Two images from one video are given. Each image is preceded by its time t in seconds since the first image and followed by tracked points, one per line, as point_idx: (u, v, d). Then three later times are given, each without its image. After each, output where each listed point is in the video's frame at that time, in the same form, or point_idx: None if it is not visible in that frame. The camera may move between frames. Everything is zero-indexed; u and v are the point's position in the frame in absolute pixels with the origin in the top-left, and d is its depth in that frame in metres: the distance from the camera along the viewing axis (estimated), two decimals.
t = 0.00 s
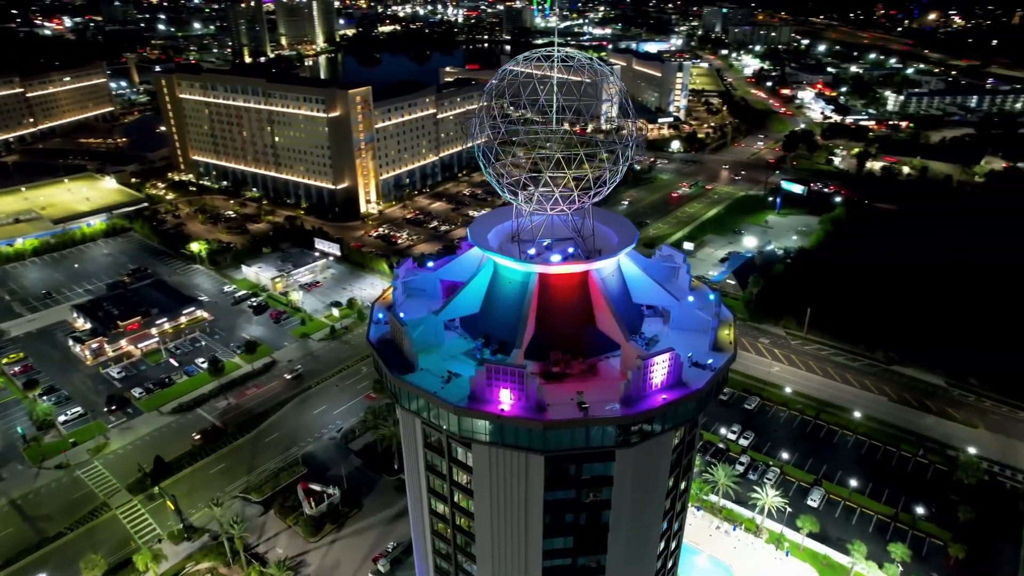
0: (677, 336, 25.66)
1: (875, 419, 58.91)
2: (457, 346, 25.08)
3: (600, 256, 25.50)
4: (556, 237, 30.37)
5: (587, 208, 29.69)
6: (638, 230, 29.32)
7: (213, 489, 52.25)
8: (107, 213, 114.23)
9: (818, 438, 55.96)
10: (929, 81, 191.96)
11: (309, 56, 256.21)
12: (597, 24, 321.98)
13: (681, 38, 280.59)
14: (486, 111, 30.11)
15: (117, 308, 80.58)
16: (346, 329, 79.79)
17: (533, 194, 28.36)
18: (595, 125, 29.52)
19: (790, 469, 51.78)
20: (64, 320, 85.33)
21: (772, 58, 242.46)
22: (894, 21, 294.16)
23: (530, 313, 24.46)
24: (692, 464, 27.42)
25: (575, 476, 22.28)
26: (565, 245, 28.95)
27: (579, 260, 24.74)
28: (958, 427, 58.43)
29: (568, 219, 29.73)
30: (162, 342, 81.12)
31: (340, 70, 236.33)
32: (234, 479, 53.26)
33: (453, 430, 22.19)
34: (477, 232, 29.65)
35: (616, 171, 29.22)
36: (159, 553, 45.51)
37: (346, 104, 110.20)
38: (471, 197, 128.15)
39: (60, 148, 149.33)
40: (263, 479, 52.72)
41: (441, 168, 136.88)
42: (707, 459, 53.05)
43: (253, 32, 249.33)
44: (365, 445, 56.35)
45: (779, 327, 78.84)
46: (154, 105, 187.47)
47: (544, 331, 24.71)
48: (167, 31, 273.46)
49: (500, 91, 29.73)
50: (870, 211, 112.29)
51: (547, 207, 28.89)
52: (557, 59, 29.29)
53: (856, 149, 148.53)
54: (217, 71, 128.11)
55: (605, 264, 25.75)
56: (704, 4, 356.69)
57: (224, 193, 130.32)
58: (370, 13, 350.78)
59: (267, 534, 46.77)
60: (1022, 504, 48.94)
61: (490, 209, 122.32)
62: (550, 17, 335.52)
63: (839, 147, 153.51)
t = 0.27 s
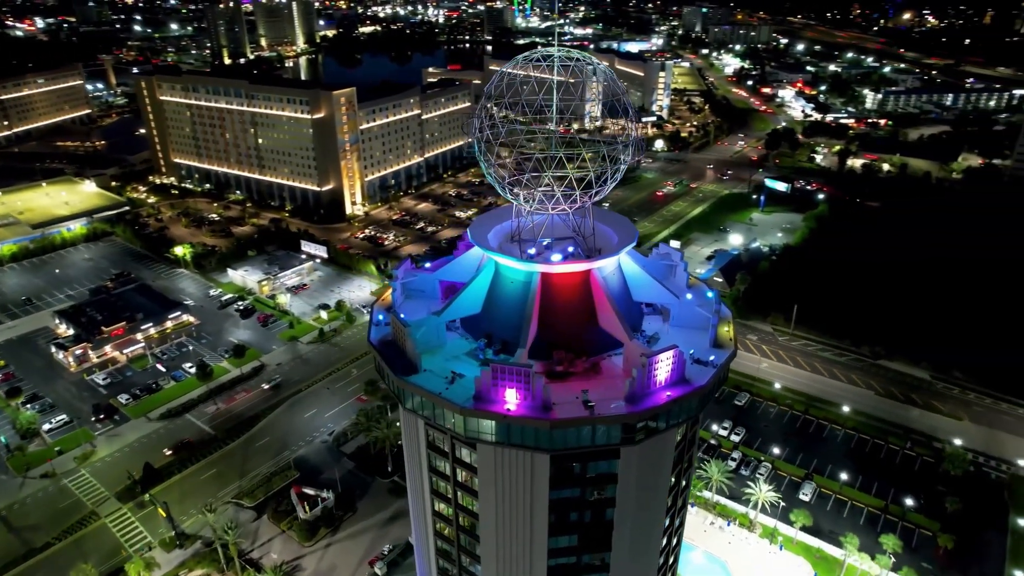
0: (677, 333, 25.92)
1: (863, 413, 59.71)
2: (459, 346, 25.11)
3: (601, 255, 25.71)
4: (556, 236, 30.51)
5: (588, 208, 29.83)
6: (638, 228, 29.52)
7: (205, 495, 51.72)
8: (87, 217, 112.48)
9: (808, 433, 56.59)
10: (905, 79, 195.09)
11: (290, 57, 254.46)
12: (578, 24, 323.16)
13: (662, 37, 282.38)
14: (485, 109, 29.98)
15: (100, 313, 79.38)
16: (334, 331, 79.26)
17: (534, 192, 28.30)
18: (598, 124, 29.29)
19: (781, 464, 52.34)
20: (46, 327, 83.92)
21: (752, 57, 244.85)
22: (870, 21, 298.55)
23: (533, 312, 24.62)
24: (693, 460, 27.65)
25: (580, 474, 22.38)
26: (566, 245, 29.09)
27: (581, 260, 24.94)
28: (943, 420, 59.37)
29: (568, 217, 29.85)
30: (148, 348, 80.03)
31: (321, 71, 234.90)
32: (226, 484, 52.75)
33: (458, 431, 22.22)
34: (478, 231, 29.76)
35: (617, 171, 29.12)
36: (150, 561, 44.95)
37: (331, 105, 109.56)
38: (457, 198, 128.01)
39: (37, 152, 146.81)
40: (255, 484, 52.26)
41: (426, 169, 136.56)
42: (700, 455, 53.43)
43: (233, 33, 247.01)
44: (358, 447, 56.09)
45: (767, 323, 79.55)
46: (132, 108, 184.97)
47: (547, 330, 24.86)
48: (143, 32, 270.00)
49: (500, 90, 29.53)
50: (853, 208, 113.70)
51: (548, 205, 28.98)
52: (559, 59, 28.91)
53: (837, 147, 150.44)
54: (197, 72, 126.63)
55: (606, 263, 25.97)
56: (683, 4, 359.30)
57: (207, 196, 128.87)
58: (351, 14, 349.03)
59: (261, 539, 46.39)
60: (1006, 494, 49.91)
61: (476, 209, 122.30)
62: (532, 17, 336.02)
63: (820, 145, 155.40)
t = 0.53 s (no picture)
0: (678, 330, 26.15)
1: (852, 408, 60.49)
2: (462, 347, 25.12)
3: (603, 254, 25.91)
4: (556, 236, 30.70)
5: (588, 208, 30.02)
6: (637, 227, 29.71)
7: (196, 501, 51.18)
8: (67, 221, 110.67)
9: (798, 429, 57.23)
10: (883, 78, 197.98)
11: (270, 58, 252.22)
12: (559, 25, 323.87)
13: (643, 37, 283.80)
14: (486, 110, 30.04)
15: (83, 319, 78.09)
16: (323, 334, 78.71)
17: (536, 192, 28.45)
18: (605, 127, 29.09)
19: (773, 459, 52.89)
20: (27, 333, 82.45)
21: (733, 56, 246.96)
22: (847, 20, 302.56)
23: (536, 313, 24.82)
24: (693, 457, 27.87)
25: (586, 473, 22.51)
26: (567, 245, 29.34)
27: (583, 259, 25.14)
28: (929, 413, 60.29)
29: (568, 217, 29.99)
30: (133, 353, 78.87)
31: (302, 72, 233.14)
32: (218, 490, 52.21)
33: (464, 431, 22.24)
34: (478, 231, 29.92)
35: (618, 171, 29.23)
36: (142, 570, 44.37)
37: (315, 107, 108.90)
38: (443, 198, 127.76)
39: (13, 156, 144.07)
40: (247, 489, 51.78)
41: (411, 170, 136.15)
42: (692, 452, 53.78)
43: (212, 34, 244.33)
44: (350, 450, 55.79)
45: (754, 320, 80.24)
46: (110, 110, 182.19)
47: (550, 329, 25.00)
48: (119, 34, 266.06)
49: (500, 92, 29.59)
50: (835, 205, 115.06)
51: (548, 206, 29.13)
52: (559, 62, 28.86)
53: (819, 145, 152.25)
54: (178, 74, 125.11)
55: (607, 262, 26.18)
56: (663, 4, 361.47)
57: (189, 200, 127.34)
58: (331, 14, 346.70)
59: (255, 545, 45.99)
60: (992, 484, 50.84)
61: (463, 209, 122.17)
62: (513, 17, 336.16)
63: (802, 143, 157.17)
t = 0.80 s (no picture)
0: (678, 328, 26.40)
1: (840, 402, 61.28)
2: (464, 347, 25.10)
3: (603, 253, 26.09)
4: (557, 235, 30.85)
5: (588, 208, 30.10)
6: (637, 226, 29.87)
7: (188, 508, 50.61)
8: (46, 226, 108.90)
9: (789, 424, 57.84)
10: (861, 77, 200.71)
11: (250, 60, 249.78)
12: (541, 25, 324.28)
13: (624, 37, 285.11)
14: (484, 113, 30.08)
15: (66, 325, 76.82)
16: (312, 337, 78.17)
17: (536, 192, 28.50)
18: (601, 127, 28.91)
19: (764, 455, 53.42)
20: (8, 341, 80.97)
21: (713, 56, 248.88)
22: (824, 20, 306.35)
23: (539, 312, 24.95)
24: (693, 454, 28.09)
25: (590, 471, 22.63)
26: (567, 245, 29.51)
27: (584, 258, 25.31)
28: (914, 406, 61.28)
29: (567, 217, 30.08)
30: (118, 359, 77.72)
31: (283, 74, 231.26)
32: (209, 496, 51.68)
33: (470, 431, 22.25)
34: (479, 231, 29.98)
35: (617, 171, 29.29)
36: None
37: (299, 108, 108.21)
38: (428, 199, 127.48)
39: None
40: (239, 495, 51.30)
41: (396, 171, 135.68)
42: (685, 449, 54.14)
43: (190, 35, 241.54)
44: (343, 453, 55.52)
45: (741, 318, 80.92)
46: (87, 113, 179.33)
47: (553, 329, 25.12)
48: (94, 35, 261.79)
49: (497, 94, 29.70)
50: (817, 202, 116.47)
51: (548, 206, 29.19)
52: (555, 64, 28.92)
53: (800, 144, 153.97)
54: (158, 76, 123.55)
55: (608, 261, 26.35)
56: (643, 4, 363.52)
57: (172, 203, 125.79)
58: (310, 15, 344.06)
59: (248, 550, 45.63)
60: (977, 474, 51.80)
61: (449, 210, 121.99)
62: (494, 18, 336.05)
63: (784, 141, 158.81)
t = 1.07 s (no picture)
0: (678, 326, 26.68)
1: (828, 397, 62.02)
2: (466, 348, 25.12)
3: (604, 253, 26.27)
4: (557, 234, 30.91)
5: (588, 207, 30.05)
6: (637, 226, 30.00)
7: (179, 515, 50.02)
8: (24, 231, 107.13)
9: (780, 419, 58.43)
10: (840, 75, 203.16)
11: (229, 61, 247.06)
12: (522, 25, 324.39)
13: (605, 37, 286.12)
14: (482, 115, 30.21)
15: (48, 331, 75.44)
16: (301, 340, 77.61)
17: (537, 191, 28.51)
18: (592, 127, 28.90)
19: (755, 450, 53.93)
20: None
21: (694, 55, 250.59)
22: (802, 19, 309.74)
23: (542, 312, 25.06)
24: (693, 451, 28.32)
25: (595, 469, 22.75)
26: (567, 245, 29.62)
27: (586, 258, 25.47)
28: (900, 399, 62.19)
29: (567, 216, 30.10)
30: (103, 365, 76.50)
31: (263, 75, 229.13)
32: (200, 503, 51.14)
33: (475, 432, 22.27)
34: (480, 230, 29.98)
35: (615, 171, 29.32)
36: None
37: (283, 109, 107.30)
38: (414, 200, 127.10)
39: None
40: (230, 501, 50.80)
41: (381, 172, 135.09)
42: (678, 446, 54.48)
43: (168, 36, 238.60)
44: (336, 457, 55.23)
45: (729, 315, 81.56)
46: (63, 115, 176.41)
47: (555, 329, 25.23)
48: (68, 37, 257.36)
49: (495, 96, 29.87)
50: (800, 200, 117.74)
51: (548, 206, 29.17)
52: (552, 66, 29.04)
53: (782, 142, 155.55)
54: (137, 78, 121.81)
55: (608, 260, 26.52)
56: (623, 4, 365.02)
57: (154, 207, 124.18)
58: (290, 16, 341.20)
59: (242, 556, 45.25)
60: (963, 465, 52.68)
61: (435, 211, 121.69)
62: (475, 18, 335.62)
63: (766, 140, 160.31)
